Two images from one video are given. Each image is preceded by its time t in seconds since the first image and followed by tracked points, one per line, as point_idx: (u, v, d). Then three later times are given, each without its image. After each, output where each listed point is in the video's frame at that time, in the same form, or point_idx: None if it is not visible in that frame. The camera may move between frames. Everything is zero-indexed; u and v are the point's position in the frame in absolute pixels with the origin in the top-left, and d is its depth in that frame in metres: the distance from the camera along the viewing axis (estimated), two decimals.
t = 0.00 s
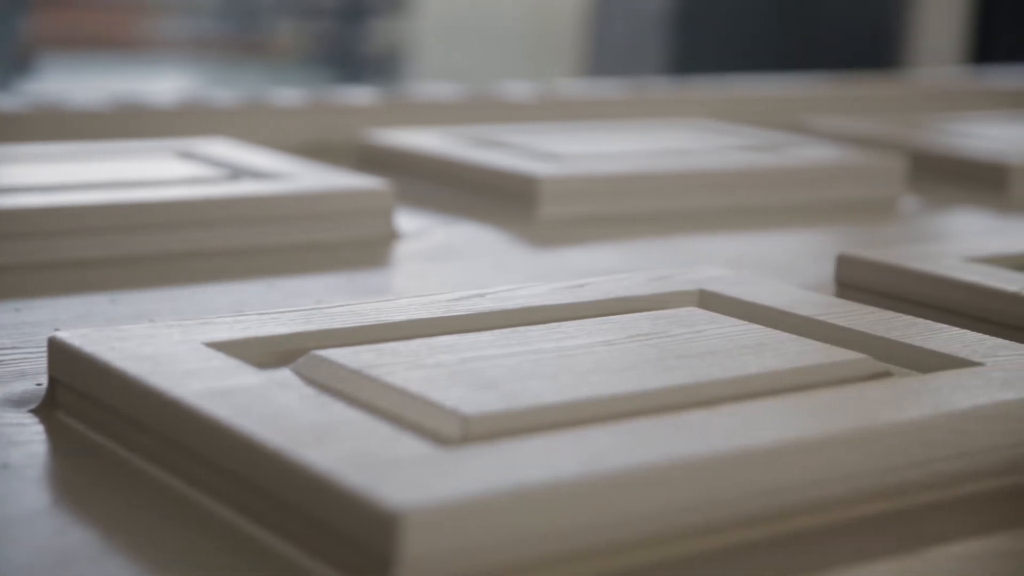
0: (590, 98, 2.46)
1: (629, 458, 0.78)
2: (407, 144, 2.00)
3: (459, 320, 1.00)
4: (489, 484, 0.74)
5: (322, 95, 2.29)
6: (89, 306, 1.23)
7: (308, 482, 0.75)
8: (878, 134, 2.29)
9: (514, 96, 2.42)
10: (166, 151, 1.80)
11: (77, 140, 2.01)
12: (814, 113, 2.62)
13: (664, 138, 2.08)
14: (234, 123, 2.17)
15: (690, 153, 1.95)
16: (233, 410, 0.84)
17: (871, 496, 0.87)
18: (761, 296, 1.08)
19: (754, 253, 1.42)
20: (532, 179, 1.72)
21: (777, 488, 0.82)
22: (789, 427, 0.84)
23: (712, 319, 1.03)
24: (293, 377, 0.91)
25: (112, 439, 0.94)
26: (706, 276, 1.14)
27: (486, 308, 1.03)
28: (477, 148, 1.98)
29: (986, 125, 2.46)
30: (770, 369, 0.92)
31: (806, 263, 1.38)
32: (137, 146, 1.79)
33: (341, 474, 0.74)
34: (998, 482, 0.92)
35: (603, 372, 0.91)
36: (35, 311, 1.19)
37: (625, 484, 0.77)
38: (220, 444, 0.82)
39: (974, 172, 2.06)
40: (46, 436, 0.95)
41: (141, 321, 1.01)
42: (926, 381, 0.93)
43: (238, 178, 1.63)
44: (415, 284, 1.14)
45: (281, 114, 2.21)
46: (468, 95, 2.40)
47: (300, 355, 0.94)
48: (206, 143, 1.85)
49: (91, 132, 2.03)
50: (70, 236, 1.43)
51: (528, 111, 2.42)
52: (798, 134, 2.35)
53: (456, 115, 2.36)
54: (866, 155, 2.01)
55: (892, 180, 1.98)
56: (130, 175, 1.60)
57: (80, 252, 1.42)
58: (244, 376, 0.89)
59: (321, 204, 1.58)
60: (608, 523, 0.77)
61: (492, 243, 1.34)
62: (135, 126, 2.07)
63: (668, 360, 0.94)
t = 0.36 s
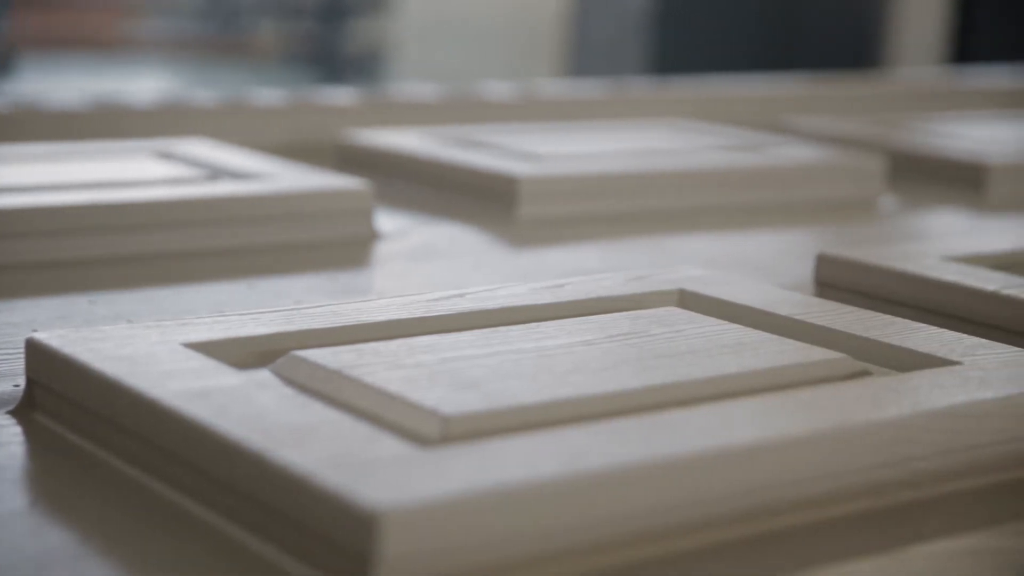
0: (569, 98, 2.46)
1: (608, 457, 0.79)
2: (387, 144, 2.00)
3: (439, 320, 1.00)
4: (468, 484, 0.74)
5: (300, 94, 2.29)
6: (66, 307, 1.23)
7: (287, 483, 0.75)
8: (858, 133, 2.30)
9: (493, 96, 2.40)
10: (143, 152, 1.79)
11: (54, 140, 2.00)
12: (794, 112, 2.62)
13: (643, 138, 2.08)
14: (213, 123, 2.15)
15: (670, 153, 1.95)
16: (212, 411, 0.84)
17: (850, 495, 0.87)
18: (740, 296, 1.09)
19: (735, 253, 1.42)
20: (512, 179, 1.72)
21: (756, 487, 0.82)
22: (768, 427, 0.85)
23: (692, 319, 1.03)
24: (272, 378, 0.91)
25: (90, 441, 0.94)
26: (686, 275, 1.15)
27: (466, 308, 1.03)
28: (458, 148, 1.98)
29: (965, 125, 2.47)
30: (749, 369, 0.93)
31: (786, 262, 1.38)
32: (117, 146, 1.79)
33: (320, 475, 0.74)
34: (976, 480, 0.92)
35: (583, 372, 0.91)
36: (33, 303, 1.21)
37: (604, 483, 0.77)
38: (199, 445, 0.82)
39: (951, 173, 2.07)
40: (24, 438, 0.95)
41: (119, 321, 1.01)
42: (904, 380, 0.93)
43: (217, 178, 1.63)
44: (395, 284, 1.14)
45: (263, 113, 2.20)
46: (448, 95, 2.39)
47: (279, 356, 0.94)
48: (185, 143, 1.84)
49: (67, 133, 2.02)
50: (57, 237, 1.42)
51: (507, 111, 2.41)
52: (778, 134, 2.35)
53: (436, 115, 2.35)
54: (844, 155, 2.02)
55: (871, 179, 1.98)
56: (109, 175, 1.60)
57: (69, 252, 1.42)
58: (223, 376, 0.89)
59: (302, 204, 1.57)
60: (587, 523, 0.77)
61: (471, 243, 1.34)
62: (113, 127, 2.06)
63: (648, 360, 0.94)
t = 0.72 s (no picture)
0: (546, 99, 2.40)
1: (586, 457, 0.79)
2: (365, 143, 2.00)
3: (417, 321, 1.00)
4: (444, 485, 0.74)
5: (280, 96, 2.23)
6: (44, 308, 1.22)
7: (263, 484, 0.75)
8: (837, 133, 2.30)
9: (473, 96, 2.36)
10: (121, 153, 1.79)
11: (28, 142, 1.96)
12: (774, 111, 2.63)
13: (622, 138, 2.08)
14: (192, 124, 2.10)
15: (649, 153, 1.95)
16: (189, 412, 0.83)
17: (828, 495, 0.87)
18: (718, 295, 1.09)
19: (713, 252, 1.42)
20: (491, 179, 1.72)
21: (734, 487, 0.83)
22: (745, 426, 0.85)
23: (669, 319, 1.03)
24: (248, 379, 0.90)
25: (67, 442, 0.93)
26: (663, 275, 1.15)
27: (444, 308, 1.03)
28: (436, 148, 1.98)
29: (943, 125, 2.47)
30: (726, 369, 0.93)
31: (763, 262, 1.39)
32: (94, 147, 1.78)
33: (296, 476, 0.74)
34: (954, 479, 0.92)
35: (561, 372, 0.91)
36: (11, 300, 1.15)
37: (580, 482, 0.77)
38: (176, 446, 0.82)
39: (928, 175, 2.07)
40: None
41: (96, 322, 1.01)
42: (881, 379, 0.93)
43: (196, 179, 1.63)
44: (374, 284, 1.14)
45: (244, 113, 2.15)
46: (429, 94, 2.34)
47: (256, 356, 0.94)
48: (163, 143, 1.84)
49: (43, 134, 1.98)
50: (46, 237, 1.41)
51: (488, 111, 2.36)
52: (756, 134, 2.35)
53: (416, 116, 2.31)
54: (822, 155, 2.02)
55: (849, 180, 1.98)
56: (87, 176, 1.60)
57: (49, 255, 1.40)
58: (200, 378, 0.89)
59: (282, 204, 1.56)
60: (565, 523, 0.77)
61: (450, 244, 1.34)
62: (92, 129, 2.01)
63: (625, 360, 0.94)
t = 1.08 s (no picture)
0: (524, 99, 2.37)
1: (562, 457, 0.79)
2: (342, 143, 1.99)
3: (392, 321, 1.00)
4: (419, 485, 0.74)
5: (257, 96, 2.20)
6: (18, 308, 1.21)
7: (238, 484, 0.75)
8: (813, 132, 2.30)
9: (448, 97, 2.33)
10: (96, 154, 1.78)
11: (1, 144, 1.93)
12: (751, 109, 2.63)
13: (599, 138, 2.08)
14: (167, 124, 2.07)
15: (625, 153, 1.95)
16: (163, 413, 0.83)
17: (804, 493, 0.87)
18: (694, 295, 1.09)
19: (690, 252, 1.42)
20: (467, 179, 1.72)
21: (709, 486, 0.83)
22: (721, 425, 0.85)
23: (646, 319, 1.04)
24: (224, 379, 0.90)
25: (42, 443, 0.93)
26: (639, 275, 1.15)
27: (421, 309, 1.03)
28: (412, 147, 1.98)
29: (917, 125, 2.48)
30: (702, 368, 0.93)
31: (739, 261, 1.39)
32: (68, 147, 1.78)
33: (272, 477, 0.74)
34: (930, 477, 0.92)
35: (537, 372, 0.91)
36: None
37: (557, 482, 0.77)
38: (151, 448, 0.82)
39: (904, 174, 2.08)
40: None
41: (71, 323, 1.00)
42: (855, 378, 0.94)
43: (171, 179, 1.62)
44: (350, 284, 1.14)
45: (219, 114, 2.12)
46: (404, 95, 2.31)
47: (232, 356, 0.94)
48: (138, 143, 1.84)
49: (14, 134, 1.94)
50: (46, 236, 1.40)
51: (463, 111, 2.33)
52: (734, 133, 2.35)
53: (392, 116, 2.28)
54: (798, 155, 2.03)
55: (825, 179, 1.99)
56: (61, 177, 1.59)
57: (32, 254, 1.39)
58: (175, 379, 0.89)
59: (258, 204, 1.54)
60: (541, 522, 0.77)
61: (427, 244, 1.34)
62: (65, 130, 1.98)
63: (601, 359, 0.94)
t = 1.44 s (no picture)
0: (501, 99, 2.36)
1: (535, 457, 0.79)
2: (316, 143, 1.99)
3: (365, 321, 1.00)
4: (391, 484, 0.74)
5: (231, 96, 2.19)
6: None
7: (210, 485, 0.75)
8: (790, 132, 2.31)
9: (422, 96, 2.32)
10: (69, 154, 1.77)
11: None
12: (727, 108, 2.63)
13: (574, 138, 2.08)
14: (141, 123, 2.06)
15: (598, 153, 1.95)
16: (135, 414, 0.83)
17: (778, 492, 0.87)
18: (667, 294, 1.09)
19: (665, 252, 1.42)
20: (442, 179, 1.72)
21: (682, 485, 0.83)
22: (694, 424, 0.85)
23: (619, 318, 1.04)
24: (196, 380, 0.90)
25: (15, 446, 0.93)
26: (612, 275, 1.15)
27: (394, 309, 1.03)
28: (387, 148, 1.98)
29: (892, 124, 2.49)
30: (675, 368, 0.93)
31: (713, 260, 1.40)
32: (41, 147, 1.77)
33: (244, 478, 0.74)
34: (905, 475, 0.92)
35: (510, 371, 0.91)
36: None
37: (529, 482, 0.77)
38: (123, 450, 0.81)
39: (879, 173, 2.08)
40: None
41: (42, 325, 1.00)
42: (828, 377, 0.94)
43: (145, 180, 1.61)
44: (324, 284, 1.14)
45: (192, 113, 2.10)
46: (377, 94, 2.30)
47: (204, 357, 0.94)
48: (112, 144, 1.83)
49: None
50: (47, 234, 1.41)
51: (435, 111, 2.32)
52: (709, 134, 2.35)
53: (367, 116, 2.27)
54: (773, 154, 2.03)
55: (800, 178, 2.00)
56: (34, 178, 1.58)
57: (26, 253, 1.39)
58: (147, 380, 0.89)
59: (232, 205, 1.54)
60: (513, 522, 0.77)
61: (402, 244, 1.34)
62: (36, 130, 1.96)
63: (575, 359, 0.94)
